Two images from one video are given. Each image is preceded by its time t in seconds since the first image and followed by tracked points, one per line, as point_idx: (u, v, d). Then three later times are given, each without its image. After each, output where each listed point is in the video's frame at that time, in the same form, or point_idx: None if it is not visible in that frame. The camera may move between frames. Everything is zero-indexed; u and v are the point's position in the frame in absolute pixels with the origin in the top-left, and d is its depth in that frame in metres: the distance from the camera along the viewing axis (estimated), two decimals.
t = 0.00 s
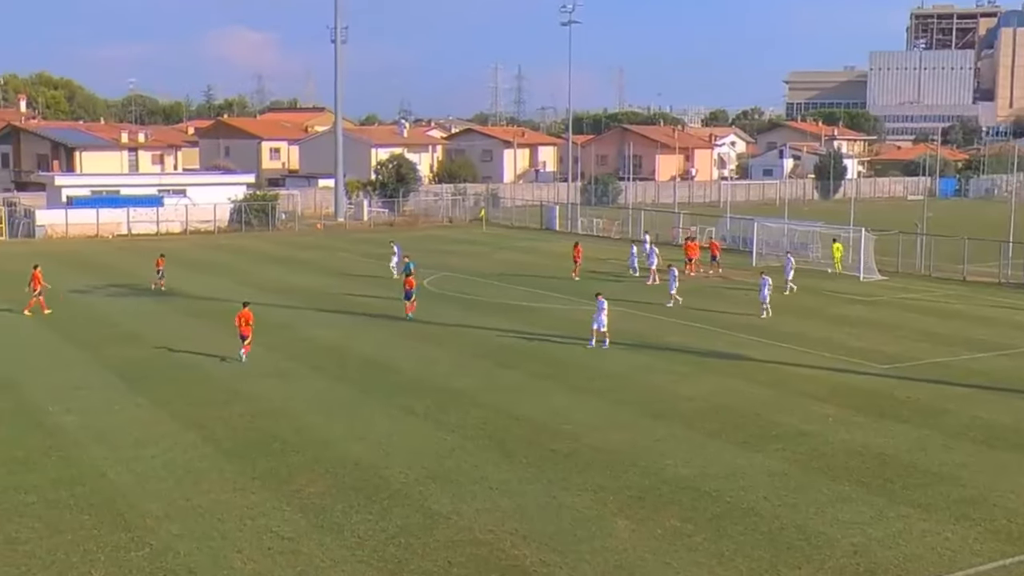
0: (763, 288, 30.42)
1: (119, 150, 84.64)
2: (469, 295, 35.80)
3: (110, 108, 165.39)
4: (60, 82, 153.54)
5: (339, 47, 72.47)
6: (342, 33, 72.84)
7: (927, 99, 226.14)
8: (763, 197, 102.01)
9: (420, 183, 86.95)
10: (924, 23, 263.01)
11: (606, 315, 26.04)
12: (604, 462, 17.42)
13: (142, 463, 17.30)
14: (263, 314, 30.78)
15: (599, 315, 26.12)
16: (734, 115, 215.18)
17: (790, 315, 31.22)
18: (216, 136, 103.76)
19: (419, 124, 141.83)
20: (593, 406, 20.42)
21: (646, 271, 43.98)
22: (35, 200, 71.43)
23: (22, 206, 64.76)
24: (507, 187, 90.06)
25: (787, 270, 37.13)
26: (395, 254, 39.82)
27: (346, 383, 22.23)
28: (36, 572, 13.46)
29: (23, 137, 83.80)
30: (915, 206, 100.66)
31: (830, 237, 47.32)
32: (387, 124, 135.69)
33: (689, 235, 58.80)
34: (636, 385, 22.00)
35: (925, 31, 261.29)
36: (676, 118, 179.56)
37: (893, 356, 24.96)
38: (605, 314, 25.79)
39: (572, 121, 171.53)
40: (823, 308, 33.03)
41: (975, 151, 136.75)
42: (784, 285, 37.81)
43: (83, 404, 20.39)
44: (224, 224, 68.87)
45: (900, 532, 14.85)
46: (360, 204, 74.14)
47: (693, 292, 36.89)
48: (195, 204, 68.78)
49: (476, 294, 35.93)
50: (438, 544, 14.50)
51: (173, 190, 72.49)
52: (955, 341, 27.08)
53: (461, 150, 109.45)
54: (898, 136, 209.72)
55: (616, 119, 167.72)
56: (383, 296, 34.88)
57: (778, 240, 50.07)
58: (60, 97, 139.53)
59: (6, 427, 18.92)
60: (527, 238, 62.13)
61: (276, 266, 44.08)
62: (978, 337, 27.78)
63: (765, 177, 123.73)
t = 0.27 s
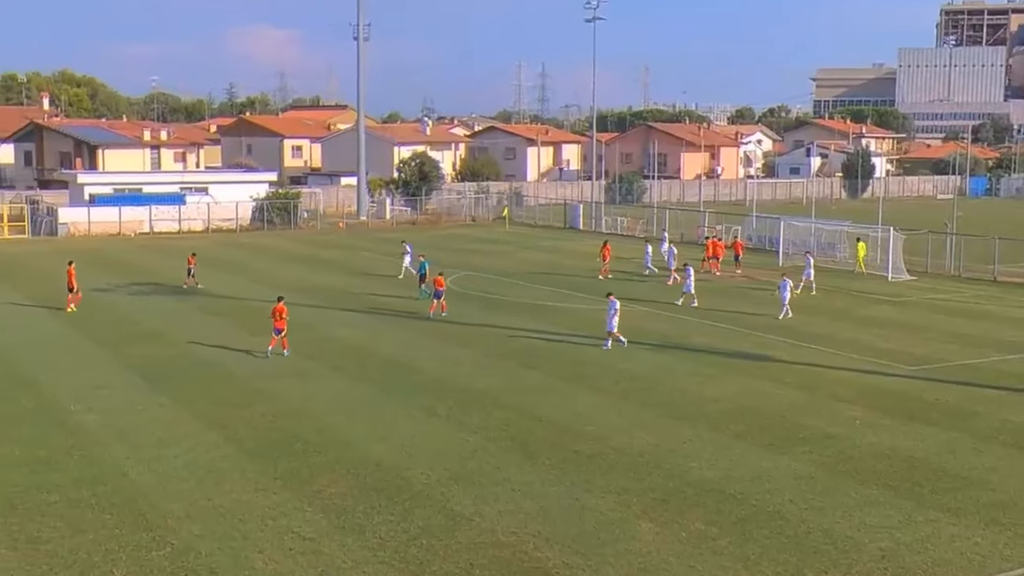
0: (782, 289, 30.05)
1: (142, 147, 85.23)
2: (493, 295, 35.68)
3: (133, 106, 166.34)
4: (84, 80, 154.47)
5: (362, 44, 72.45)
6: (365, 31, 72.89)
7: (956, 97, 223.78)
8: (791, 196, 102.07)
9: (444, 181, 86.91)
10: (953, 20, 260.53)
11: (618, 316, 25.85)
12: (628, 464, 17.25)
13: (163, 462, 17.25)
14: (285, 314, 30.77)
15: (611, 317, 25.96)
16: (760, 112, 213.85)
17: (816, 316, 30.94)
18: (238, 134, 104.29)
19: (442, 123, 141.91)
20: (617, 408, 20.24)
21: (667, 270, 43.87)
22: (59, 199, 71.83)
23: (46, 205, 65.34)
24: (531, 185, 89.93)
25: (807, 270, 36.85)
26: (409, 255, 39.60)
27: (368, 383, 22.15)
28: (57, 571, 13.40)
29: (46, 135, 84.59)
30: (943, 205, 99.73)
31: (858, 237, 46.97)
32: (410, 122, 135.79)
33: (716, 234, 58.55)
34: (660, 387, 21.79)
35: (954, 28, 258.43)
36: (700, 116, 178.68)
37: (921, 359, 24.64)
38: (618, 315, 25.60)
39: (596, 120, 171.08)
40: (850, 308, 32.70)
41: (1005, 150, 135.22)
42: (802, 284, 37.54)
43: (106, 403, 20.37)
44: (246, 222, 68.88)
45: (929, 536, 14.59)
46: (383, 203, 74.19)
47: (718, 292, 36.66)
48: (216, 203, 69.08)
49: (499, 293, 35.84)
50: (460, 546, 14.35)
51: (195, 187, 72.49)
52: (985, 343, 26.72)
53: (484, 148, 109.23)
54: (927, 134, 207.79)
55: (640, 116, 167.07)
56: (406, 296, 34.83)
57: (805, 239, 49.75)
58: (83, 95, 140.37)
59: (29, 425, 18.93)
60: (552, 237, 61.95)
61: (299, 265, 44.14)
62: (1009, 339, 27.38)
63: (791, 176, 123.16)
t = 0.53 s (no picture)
0: (799, 289, 29.71)
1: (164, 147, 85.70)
2: (514, 294, 35.68)
3: (156, 105, 167.29)
4: (107, 80, 155.56)
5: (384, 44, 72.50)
6: (386, 30, 72.98)
7: (981, 97, 222.05)
8: (814, 196, 101.89)
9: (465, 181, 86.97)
10: (977, 19, 258.34)
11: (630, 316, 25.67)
12: (650, 465, 17.17)
13: (184, 461, 17.29)
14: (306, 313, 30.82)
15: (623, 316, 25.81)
16: (782, 112, 212.97)
17: (839, 317, 30.77)
18: (260, 133, 104.60)
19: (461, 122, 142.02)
20: (638, 409, 20.20)
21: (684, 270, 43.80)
22: (82, 198, 72.34)
23: (70, 203, 65.95)
24: (553, 186, 89.90)
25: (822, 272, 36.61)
26: (420, 254, 39.44)
27: (388, 382, 22.16)
28: (79, 569, 13.43)
29: (68, 135, 85.75)
30: (968, 205, 99.05)
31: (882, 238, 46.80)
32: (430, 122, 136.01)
33: (739, 234, 58.38)
34: (682, 388, 21.71)
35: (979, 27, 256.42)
36: (722, 116, 177.99)
37: (945, 361, 24.46)
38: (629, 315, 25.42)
39: (618, 120, 170.81)
40: (874, 310, 32.50)
41: None
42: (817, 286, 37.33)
43: (128, 401, 20.44)
44: (268, 222, 69.22)
45: (954, 540, 14.43)
46: (404, 202, 74.32)
47: (740, 293, 36.53)
48: (239, 202, 69.28)
49: (520, 293, 35.80)
50: (480, 546, 14.30)
51: (217, 187, 72.47)
52: (1011, 345, 26.46)
53: (506, 148, 109.28)
54: (953, 134, 206.25)
55: (661, 116, 166.67)
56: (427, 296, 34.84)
57: (829, 239, 49.52)
58: (105, 94, 141.17)
59: (52, 423, 19.02)
60: (575, 237, 61.92)
61: (320, 265, 44.26)
62: None
63: (814, 176, 122.71)
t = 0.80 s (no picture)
0: (810, 291, 29.56)
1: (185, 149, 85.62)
2: (531, 295, 35.78)
3: (176, 107, 168.22)
4: (128, 81, 156.59)
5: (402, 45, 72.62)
6: (405, 31, 73.07)
7: (1000, 98, 220.76)
8: (832, 197, 101.61)
9: (482, 181, 87.11)
10: (995, 19, 256.76)
11: (637, 317, 25.62)
12: (667, 466, 17.20)
13: (203, 460, 17.42)
14: (323, 313, 30.94)
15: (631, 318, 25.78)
16: (799, 113, 212.34)
17: (856, 318, 30.71)
18: (279, 135, 105.11)
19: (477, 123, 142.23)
20: (654, 409, 20.25)
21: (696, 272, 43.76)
22: (104, 199, 72.73)
23: (91, 204, 66.50)
24: (570, 187, 89.98)
25: (831, 273, 36.47)
26: (428, 257, 39.46)
27: (405, 382, 22.25)
28: (100, 566, 13.55)
29: (90, 135, 86.30)
30: (986, 206, 98.56)
31: (901, 239, 46.63)
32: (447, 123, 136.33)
33: (756, 235, 58.33)
34: (699, 388, 21.74)
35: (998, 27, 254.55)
36: (738, 117, 177.63)
37: (964, 362, 24.40)
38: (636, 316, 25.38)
39: (635, 121, 170.73)
40: (892, 310, 32.42)
41: None
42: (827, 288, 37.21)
43: (148, 400, 20.59)
44: (287, 222, 69.51)
45: (972, 541, 14.40)
46: (422, 203, 74.49)
47: (757, 294, 36.48)
48: (259, 202, 69.54)
49: (537, 294, 35.85)
50: (497, 545, 14.34)
51: (238, 188, 72.81)
52: None
53: (524, 149, 109.45)
54: (972, 134, 205.14)
55: (677, 117, 166.48)
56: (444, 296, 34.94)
57: (846, 240, 49.39)
58: (125, 96, 141.85)
59: (73, 422, 19.18)
60: (593, 238, 61.97)
61: (338, 265, 44.43)
62: None
63: (834, 177, 122.45)
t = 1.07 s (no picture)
0: (817, 292, 29.47)
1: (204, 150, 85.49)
2: (546, 295, 35.91)
3: (195, 109, 168.96)
4: (147, 83, 157.56)
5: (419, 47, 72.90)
6: (421, 34, 73.33)
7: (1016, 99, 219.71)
8: (846, 199, 101.31)
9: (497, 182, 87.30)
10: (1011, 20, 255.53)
11: (640, 318, 25.62)
12: (681, 466, 17.29)
13: (221, 458, 17.60)
14: (338, 313, 31.12)
15: (634, 319, 25.78)
16: (813, 114, 211.89)
17: (871, 319, 30.72)
18: (296, 137, 105.41)
19: (492, 124, 142.50)
20: (669, 409, 20.35)
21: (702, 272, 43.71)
22: (124, 201, 73.12)
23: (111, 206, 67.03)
24: (586, 188, 90.09)
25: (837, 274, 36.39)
26: (433, 258, 39.44)
27: (421, 381, 22.40)
28: (120, 563, 13.71)
29: (111, 138, 86.57)
30: (1000, 206, 98.24)
31: (916, 241, 46.59)
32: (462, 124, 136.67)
33: (770, 237, 58.33)
34: (713, 388, 21.81)
35: (1012, 30, 252.75)
36: (752, 118, 177.42)
37: (979, 362, 24.40)
38: (639, 315, 25.36)
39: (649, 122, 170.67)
40: (907, 311, 32.41)
41: None
42: (832, 289, 37.19)
43: (166, 399, 20.80)
44: (304, 223, 69.81)
45: (986, 542, 14.44)
46: (438, 204, 74.72)
47: (770, 294, 36.54)
48: (276, 203, 69.46)
49: (552, 294, 36.01)
50: (513, 544, 14.44)
51: (256, 189, 73.07)
52: None
53: (538, 151, 109.61)
54: (987, 136, 204.12)
55: (691, 119, 166.43)
56: (458, 297, 35.12)
57: (860, 241, 49.27)
58: (145, 98, 142.44)
59: (93, 421, 19.37)
60: (608, 239, 62.07)
61: (355, 266, 44.69)
62: None
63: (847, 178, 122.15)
